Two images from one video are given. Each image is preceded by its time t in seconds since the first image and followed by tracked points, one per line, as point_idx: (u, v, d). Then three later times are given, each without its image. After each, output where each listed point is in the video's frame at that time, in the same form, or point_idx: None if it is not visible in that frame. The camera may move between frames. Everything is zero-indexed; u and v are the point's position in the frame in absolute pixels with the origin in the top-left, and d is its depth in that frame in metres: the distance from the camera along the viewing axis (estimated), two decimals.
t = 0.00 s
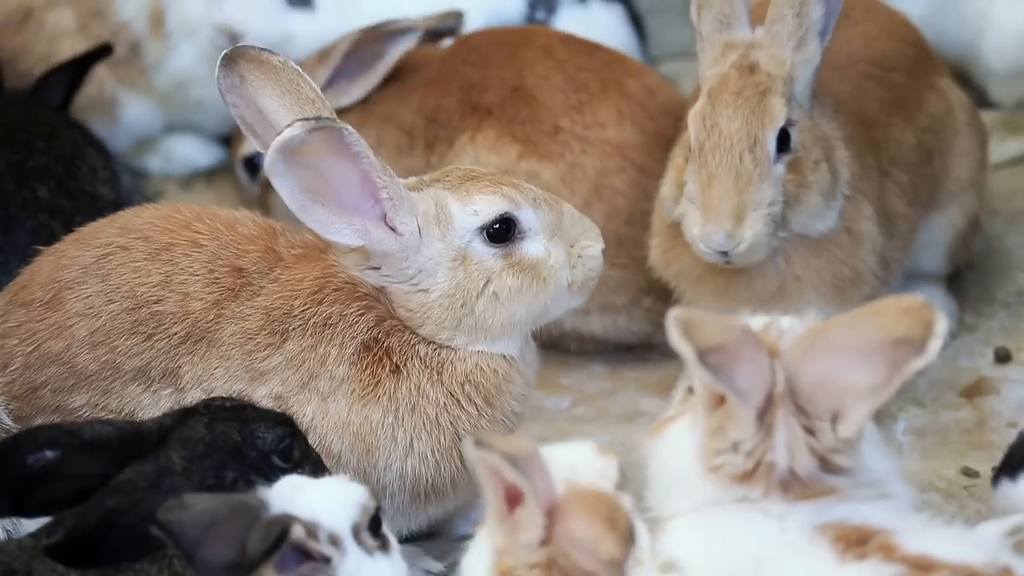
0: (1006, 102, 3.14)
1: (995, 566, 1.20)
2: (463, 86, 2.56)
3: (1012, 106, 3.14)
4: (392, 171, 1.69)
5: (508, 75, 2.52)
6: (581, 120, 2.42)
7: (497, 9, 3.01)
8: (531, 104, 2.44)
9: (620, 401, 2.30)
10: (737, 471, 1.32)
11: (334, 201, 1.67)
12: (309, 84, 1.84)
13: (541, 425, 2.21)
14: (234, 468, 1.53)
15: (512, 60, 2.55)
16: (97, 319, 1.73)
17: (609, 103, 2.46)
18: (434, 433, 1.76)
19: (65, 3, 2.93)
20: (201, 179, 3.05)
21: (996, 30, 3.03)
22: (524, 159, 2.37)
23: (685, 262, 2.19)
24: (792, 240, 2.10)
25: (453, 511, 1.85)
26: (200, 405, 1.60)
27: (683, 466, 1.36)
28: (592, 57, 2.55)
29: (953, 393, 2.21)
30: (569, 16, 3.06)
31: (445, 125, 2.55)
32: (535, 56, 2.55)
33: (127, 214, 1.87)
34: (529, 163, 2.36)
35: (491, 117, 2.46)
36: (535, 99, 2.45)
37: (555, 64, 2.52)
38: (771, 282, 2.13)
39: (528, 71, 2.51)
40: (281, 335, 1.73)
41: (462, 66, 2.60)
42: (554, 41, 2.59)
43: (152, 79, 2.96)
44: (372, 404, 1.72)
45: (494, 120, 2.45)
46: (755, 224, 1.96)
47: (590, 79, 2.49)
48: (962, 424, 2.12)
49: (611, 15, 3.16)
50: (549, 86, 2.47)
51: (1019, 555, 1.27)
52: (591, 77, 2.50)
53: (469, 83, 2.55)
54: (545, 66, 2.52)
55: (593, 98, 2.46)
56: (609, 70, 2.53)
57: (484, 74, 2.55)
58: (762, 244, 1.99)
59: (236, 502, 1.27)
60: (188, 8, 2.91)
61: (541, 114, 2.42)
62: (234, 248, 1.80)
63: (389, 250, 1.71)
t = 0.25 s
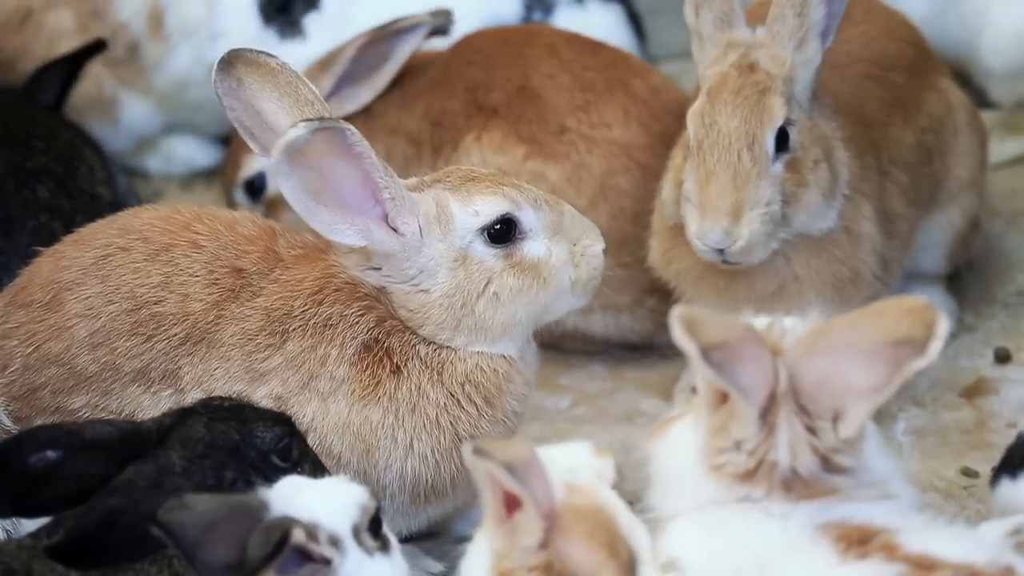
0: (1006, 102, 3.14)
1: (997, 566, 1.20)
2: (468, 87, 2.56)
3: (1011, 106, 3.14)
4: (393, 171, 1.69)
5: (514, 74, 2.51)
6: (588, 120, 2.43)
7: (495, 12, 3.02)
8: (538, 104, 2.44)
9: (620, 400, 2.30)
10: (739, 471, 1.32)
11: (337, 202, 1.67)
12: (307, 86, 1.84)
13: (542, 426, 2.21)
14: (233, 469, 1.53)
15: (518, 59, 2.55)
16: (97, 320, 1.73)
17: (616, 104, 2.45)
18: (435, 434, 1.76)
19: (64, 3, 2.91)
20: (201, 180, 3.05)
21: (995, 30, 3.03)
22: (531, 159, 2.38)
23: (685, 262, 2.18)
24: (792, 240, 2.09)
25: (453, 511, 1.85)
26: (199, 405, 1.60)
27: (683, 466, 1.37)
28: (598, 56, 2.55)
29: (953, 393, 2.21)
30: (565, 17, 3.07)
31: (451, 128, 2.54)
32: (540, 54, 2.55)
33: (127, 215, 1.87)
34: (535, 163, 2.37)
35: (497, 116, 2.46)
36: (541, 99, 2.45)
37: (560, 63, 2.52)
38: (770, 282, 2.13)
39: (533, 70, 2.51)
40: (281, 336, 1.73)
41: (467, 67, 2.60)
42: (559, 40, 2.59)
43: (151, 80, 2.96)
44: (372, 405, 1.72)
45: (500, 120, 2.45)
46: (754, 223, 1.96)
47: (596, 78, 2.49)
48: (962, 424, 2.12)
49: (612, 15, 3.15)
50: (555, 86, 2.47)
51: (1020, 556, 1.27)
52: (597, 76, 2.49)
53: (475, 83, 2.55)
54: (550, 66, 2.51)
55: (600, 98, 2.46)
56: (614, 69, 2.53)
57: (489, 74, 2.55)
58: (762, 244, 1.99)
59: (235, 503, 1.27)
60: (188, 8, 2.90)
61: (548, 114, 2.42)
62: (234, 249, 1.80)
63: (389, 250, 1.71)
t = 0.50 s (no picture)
0: (1006, 102, 3.14)
1: (997, 566, 1.20)
2: (468, 88, 2.55)
3: (1011, 106, 3.14)
4: (393, 171, 1.69)
5: (516, 74, 2.51)
6: (591, 117, 2.43)
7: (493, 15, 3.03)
8: (540, 102, 2.44)
9: (620, 400, 2.30)
10: (738, 472, 1.32)
11: (336, 202, 1.67)
12: (308, 86, 1.85)
13: (542, 426, 2.21)
14: (235, 468, 1.52)
15: (518, 59, 2.54)
16: (97, 319, 1.73)
17: (618, 101, 2.46)
18: (434, 433, 1.76)
19: (64, 4, 2.93)
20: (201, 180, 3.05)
21: (996, 30, 3.03)
22: (534, 158, 2.38)
23: (685, 263, 2.18)
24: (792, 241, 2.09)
25: (453, 511, 1.85)
26: (200, 405, 1.60)
27: (683, 466, 1.37)
28: (600, 55, 2.54)
29: (953, 393, 2.21)
30: (565, 17, 3.07)
31: (452, 132, 2.53)
32: (540, 54, 2.54)
33: (126, 215, 1.88)
34: (538, 162, 2.37)
35: (500, 116, 2.46)
36: (544, 98, 2.45)
37: (562, 61, 2.51)
38: (770, 283, 2.13)
39: (534, 69, 2.50)
40: (281, 336, 1.73)
41: (464, 70, 2.59)
42: (559, 38, 2.58)
43: (152, 80, 2.96)
44: (372, 405, 1.72)
45: (503, 119, 2.45)
46: (755, 225, 1.96)
47: (598, 76, 2.49)
48: (962, 424, 2.12)
49: (610, 15, 3.16)
50: (557, 84, 2.46)
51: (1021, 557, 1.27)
52: (598, 73, 2.49)
53: (475, 85, 2.54)
54: (551, 64, 2.50)
55: (603, 95, 2.46)
56: (615, 67, 2.52)
57: (491, 75, 2.54)
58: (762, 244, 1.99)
59: (236, 504, 1.27)
60: (188, 8, 2.90)
61: (550, 113, 2.42)
62: (233, 249, 1.80)
63: (389, 250, 1.71)
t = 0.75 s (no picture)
0: (1007, 102, 3.14)
1: (996, 567, 1.20)
2: (459, 90, 2.55)
3: (1012, 106, 3.14)
4: (393, 172, 1.69)
5: (506, 75, 2.51)
6: (583, 115, 2.43)
7: (493, 15, 3.02)
8: (531, 103, 2.44)
9: (620, 401, 2.30)
10: (738, 471, 1.32)
11: (337, 203, 1.67)
12: (307, 86, 1.85)
13: (541, 426, 2.21)
14: (235, 468, 1.52)
15: (509, 59, 2.54)
16: (97, 320, 1.73)
17: (609, 96, 2.45)
18: (434, 434, 1.76)
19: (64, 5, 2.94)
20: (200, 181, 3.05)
21: (996, 30, 3.04)
22: (527, 157, 2.39)
23: (684, 263, 2.19)
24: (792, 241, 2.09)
25: (453, 511, 1.85)
26: (200, 405, 1.60)
27: (683, 465, 1.37)
28: (589, 52, 2.54)
29: (953, 393, 2.21)
30: (565, 17, 3.07)
31: (442, 133, 2.54)
32: (530, 54, 2.53)
33: (126, 215, 1.88)
34: (532, 160, 2.38)
35: (492, 118, 2.46)
36: (535, 98, 2.45)
37: (552, 61, 2.51)
38: (770, 283, 2.13)
39: (525, 69, 2.50)
40: (281, 336, 1.73)
41: (455, 72, 2.58)
42: (547, 39, 2.57)
43: (152, 80, 2.96)
44: (372, 405, 1.72)
45: (496, 120, 2.45)
46: (753, 226, 1.96)
47: (587, 74, 2.48)
48: (962, 424, 2.12)
49: (610, 15, 3.16)
50: (547, 83, 2.46)
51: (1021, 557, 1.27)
52: (590, 71, 2.49)
53: (466, 87, 2.54)
54: (541, 65, 2.50)
55: (594, 92, 2.46)
56: (605, 65, 2.52)
57: (481, 76, 2.53)
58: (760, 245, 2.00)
59: (235, 503, 1.27)
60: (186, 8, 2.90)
61: (542, 112, 2.42)
62: (233, 249, 1.80)
63: (390, 251, 1.71)
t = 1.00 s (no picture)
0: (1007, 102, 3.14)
1: (996, 566, 1.20)
2: (456, 90, 2.55)
3: (1012, 106, 3.14)
4: (392, 172, 1.69)
5: (503, 75, 2.51)
6: (579, 113, 2.42)
7: (492, 13, 3.03)
8: (528, 102, 2.44)
9: (620, 401, 2.30)
10: (739, 470, 1.32)
11: (337, 203, 1.66)
12: (310, 83, 1.85)
13: (541, 426, 2.21)
14: (235, 468, 1.52)
15: (505, 59, 2.54)
16: (97, 320, 1.73)
17: (604, 94, 2.45)
18: (434, 434, 1.76)
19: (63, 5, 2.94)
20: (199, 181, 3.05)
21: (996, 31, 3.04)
22: (524, 155, 2.38)
23: (684, 263, 2.19)
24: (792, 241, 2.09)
25: (453, 511, 1.85)
26: (200, 405, 1.60)
27: (683, 465, 1.37)
28: (584, 52, 2.54)
29: (953, 393, 2.21)
30: (564, 17, 3.08)
31: (440, 133, 2.54)
32: (526, 54, 2.54)
33: (126, 215, 1.88)
34: (529, 158, 2.37)
35: (489, 117, 2.46)
36: (532, 97, 2.45)
37: (546, 60, 2.51)
38: (770, 283, 2.13)
39: (521, 69, 2.50)
40: (281, 336, 1.73)
41: (451, 73, 2.58)
42: (543, 39, 2.57)
43: (151, 79, 2.95)
44: (372, 405, 1.72)
45: (493, 120, 2.45)
46: (753, 226, 1.96)
47: (584, 73, 2.48)
48: (962, 424, 2.12)
49: (610, 15, 3.16)
50: (544, 82, 2.46)
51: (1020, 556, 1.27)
52: (584, 69, 2.49)
53: (463, 87, 2.54)
54: (537, 64, 2.50)
55: (590, 90, 2.45)
56: (601, 64, 2.52)
57: (477, 77, 2.53)
58: (759, 245, 2.00)
59: (238, 501, 1.27)
60: (186, 9, 2.91)
61: (539, 110, 2.42)
62: (233, 249, 1.80)
63: (390, 251, 1.71)
